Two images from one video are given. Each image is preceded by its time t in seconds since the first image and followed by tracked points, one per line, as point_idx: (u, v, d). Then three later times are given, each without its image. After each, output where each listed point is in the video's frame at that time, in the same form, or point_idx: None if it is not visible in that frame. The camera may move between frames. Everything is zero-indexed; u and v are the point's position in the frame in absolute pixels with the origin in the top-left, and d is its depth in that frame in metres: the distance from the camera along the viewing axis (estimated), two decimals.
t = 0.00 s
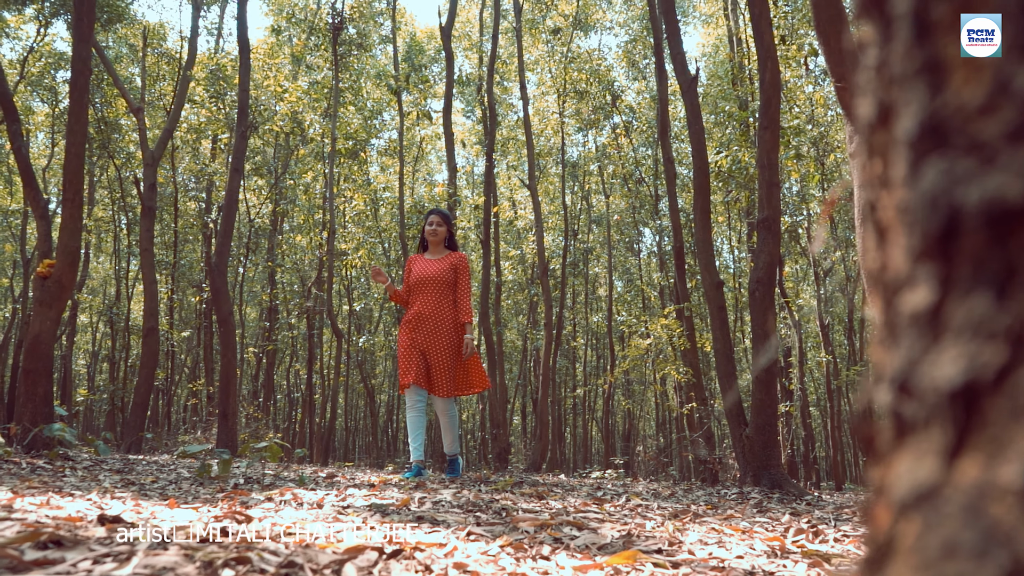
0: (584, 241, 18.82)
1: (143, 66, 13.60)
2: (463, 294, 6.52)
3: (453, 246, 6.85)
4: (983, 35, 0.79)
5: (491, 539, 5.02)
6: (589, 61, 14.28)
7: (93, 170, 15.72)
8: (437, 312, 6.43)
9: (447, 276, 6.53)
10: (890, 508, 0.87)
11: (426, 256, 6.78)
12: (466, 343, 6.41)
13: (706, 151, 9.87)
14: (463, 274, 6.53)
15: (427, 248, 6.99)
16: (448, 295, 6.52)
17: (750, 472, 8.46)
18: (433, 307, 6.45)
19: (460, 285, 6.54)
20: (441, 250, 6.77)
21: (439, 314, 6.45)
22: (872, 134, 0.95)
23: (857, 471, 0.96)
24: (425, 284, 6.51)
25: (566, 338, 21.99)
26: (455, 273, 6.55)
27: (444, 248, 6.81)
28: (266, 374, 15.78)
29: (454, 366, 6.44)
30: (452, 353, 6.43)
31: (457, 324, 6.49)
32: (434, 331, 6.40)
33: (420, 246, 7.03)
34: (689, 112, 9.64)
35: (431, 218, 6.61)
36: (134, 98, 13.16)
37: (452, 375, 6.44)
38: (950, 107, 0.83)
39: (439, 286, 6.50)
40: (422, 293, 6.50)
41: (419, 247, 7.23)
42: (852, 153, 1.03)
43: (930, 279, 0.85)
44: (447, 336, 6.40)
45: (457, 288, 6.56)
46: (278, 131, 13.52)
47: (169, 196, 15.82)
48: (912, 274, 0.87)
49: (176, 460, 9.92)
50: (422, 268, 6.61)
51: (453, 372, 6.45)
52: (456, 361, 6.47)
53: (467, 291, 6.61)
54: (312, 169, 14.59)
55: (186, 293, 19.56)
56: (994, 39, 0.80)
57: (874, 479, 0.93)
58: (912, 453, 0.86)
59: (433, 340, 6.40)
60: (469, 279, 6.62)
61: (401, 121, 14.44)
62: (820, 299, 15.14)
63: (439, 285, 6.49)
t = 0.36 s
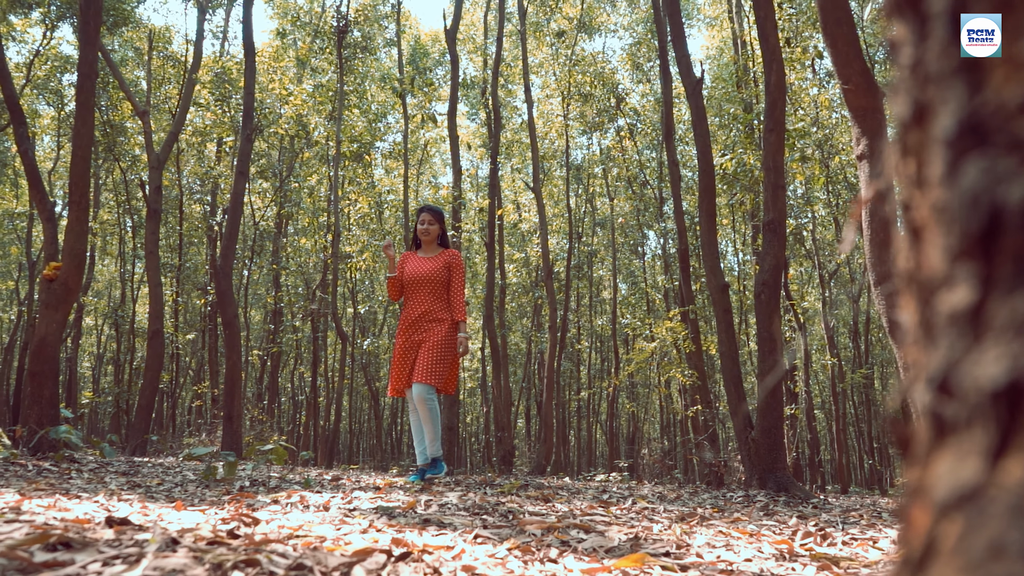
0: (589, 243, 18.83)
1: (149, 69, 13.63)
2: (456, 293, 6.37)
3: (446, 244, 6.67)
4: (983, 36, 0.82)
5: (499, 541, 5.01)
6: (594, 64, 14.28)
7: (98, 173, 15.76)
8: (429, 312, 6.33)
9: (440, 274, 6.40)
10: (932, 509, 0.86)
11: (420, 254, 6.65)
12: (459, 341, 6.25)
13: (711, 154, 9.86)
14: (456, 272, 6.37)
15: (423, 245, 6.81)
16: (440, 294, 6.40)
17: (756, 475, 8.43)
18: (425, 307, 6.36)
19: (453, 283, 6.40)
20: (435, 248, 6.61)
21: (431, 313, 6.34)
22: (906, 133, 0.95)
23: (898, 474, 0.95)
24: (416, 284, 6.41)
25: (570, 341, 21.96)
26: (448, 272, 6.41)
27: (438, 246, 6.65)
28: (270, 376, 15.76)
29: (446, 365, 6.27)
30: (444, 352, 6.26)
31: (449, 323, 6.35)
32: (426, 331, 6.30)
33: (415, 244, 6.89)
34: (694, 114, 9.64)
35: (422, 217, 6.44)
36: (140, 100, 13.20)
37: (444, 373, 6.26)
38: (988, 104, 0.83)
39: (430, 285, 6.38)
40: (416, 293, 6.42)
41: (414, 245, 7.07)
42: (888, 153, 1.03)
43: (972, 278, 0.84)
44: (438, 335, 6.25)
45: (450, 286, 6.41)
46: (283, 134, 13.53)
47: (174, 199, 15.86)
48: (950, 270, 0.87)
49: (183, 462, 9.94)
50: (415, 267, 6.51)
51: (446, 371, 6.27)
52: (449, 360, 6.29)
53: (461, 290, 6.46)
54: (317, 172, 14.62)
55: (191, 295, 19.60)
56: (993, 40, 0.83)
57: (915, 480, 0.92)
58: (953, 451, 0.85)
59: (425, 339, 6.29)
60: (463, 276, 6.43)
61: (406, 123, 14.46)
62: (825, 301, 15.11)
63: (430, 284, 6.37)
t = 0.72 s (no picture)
0: (592, 246, 18.84)
1: (154, 73, 13.68)
2: (455, 296, 6.29)
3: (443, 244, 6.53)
4: (984, 35, 0.86)
5: (507, 545, 5.00)
6: (597, 67, 14.31)
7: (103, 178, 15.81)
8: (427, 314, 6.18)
9: (438, 276, 6.27)
10: (976, 507, 0.85)
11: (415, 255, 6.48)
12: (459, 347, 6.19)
13: (716, 157, 9.87)
14: (455, 276, 6.28)
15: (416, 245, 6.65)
16: (439, 296, 6.27)
17: (762, 478, 8.42)
18: (423, 309, 6.21)
19: (451, 286, 6.30)
20: (431, 249, 6.47)
21: (430, 315, 6.20)
22: (943, 130, 0.95)
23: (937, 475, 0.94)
24: (414, 285, 6.24)
25: (574, 344, 21.96)
26: (446, 274, 6.30)
27: (435, 246, 6.53)
28: (275, 380, 15.76)
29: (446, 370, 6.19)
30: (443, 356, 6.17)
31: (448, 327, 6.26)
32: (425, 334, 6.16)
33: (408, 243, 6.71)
34: (699, 117, 9.65)
35: (418, 217, 6.26)
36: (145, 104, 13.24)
37: (440, 377, 6.16)
38: None
39: (429, 287, 6.24)
40: (411, 295, 6.26)
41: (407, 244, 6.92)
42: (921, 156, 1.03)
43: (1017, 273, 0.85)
44: (438, 338, 6.12)
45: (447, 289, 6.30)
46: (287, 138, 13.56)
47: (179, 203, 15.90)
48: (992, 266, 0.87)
49: (188, 466, 9.94)
50: (411, 267, 6.33)
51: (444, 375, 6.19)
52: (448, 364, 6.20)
53: (458, 292, 6.38)
54: (321, 176, 14.66)
55: (195, 300, 19.62)
56: (993, 40, 0.87)
57: (957, 479, 0.91)
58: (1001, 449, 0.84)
59: (422, 342, 6.14)
60: (460, 279, 6.32)
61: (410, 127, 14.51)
62: (829, 303, 15.10)
63: (429, 286, 6.23)
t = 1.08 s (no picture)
0: (598, 249, 18.86)
1: (161, 74, 13.71)
2: (449, 292, 6.07)
3: (438, 238, 6.33)
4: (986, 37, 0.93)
5: (514, 546, 4.99)
6: (603, 69, 14.29)
7: (110, 178, 15.85)
8: (419, 310, 5.95)
9: (432, 271, 6.05)
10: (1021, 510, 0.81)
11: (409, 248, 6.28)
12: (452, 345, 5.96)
13: (723, 159, 9.85)
14: (449, 271, 6.07)
15: (410, 238, 6.45)
16: (432, 291, 6.05)
17: (768, 481, 8.38)
18: (415, 305, 5.97)
19: (445, 282, 6.08)
20: (426, 242, 6.26)
21: (422, 311, 5.97)
22: (981, 131, 0.94)
23: (971, 485, 0.89)
24: (406, 279, 6.00)
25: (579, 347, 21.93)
26: (440, 269, 6.09)
27: (429, 240, 6.32)
28: (280, 381, 15.75)
29: (436, 368, 5.95)
30: (434, 354, 5.93)
31: (441, 323, 6.03)
32: (417, 330, 5.93)
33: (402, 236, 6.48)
34: (706, 119, 9.63)
35: (412, 208, 6.08)
36: (151, 105, 13.28)
37: (431, 378, 5.93)
38: None
39: (422, 281, 6.01)
40: (402, 289, 6.02)
41: (403, 239, 6.73)
42: (957, 163, 1.02)
43: None
44: (431, 336, 5.90)
45: (441, 285, 6.08)
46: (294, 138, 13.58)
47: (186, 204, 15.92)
48: None
49: (195, 466, 9.96)
50: (404, 261, 6.10)
51: (435, 373, 5.95)
52: (439, 362, 5.97)
53: (453, 289, 6.17)
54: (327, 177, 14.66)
55: (201, 300, 19.64)
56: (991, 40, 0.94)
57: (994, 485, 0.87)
58: None
59: (413, 341, 5.92)
60: (455, 275, 6.11)
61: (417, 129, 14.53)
62: (835, 306, 15.06)
63: (422, 280, 6.00)
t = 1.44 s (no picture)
0: (606, 251, 18.85)
1: (172, 78, 13.78)
2: (451, 287, 5.77)
3: (443, 231, 6.05)
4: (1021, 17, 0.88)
5: (528, 550, 4.96)
6: (612, 71, 14.29)
7: (121, 181, 15.95)
8: (419, 305, 5.69)
9: (435, 265, 5.79)
10: None
11: (413, 242, 6.02)
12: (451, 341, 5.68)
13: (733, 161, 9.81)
14: (453, 265, 5.78)
15: (416, 232, 6.20)
16: (434, 286, 5.78)
17: (780, 484, 8.33)
18: (415, 299, 5.73)
19: (448, 276, 5.78)
20: (431, 236, 6.00)
21: (423, 306, 5.72)
22: None
23: None
24: (407, 273, 5.77)
25: (588, 349, 21.90)
26: (443, 264, 5.81)
27: (434, 234, 6.05)
28: (290, 384, 15.78)
29: (435, 365, 5.70)
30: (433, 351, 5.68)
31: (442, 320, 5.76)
32: (415, 325, 5.67)
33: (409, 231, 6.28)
34: (716, 121, 9.60)
35: (414, 201, 5.82)
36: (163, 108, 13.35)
37: (432, 379, 5.67)
38: None
39: (423, 275, 5.76)
40: (402, 285, 5.77)
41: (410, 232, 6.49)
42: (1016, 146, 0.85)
43: None
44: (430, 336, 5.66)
45: (443, 280, 5.79)
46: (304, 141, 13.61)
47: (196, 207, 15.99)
48: None
49: (207, 469, 10.00)
50: (407, 255, 5.87)
51: (433, 371, 5.71)
52: (438, 359, 5.72)
53: (457, 284, 5.85)
54: (337, 180, 14.70)
55: (211, 303, 19.74)
56: None
57: None
58: None
59: (412, 339, 5.65)
60: (458, 269, 5.81)
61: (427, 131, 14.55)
62: (846, 308, 15.00)
63: (424, 275, 5.75)
